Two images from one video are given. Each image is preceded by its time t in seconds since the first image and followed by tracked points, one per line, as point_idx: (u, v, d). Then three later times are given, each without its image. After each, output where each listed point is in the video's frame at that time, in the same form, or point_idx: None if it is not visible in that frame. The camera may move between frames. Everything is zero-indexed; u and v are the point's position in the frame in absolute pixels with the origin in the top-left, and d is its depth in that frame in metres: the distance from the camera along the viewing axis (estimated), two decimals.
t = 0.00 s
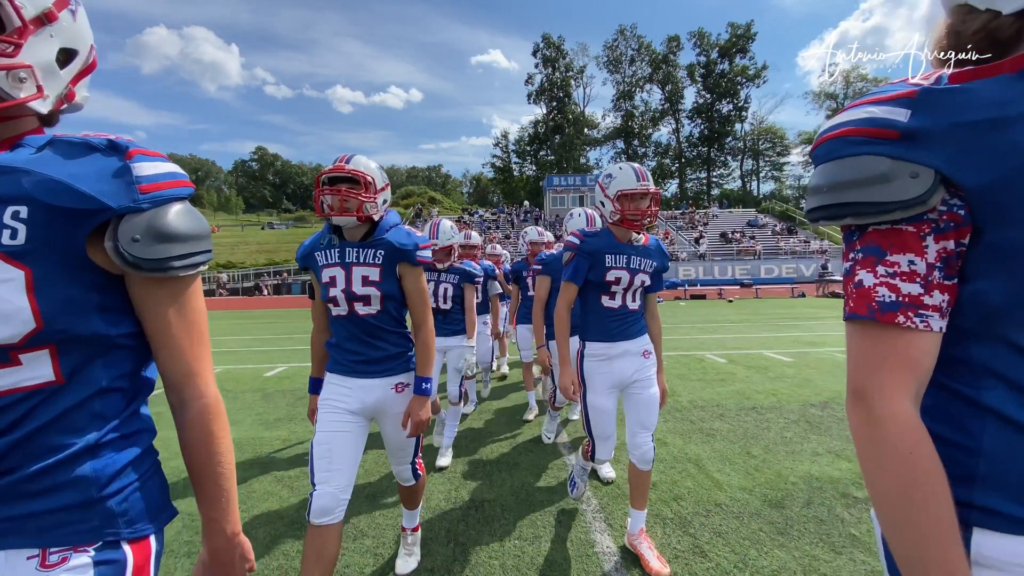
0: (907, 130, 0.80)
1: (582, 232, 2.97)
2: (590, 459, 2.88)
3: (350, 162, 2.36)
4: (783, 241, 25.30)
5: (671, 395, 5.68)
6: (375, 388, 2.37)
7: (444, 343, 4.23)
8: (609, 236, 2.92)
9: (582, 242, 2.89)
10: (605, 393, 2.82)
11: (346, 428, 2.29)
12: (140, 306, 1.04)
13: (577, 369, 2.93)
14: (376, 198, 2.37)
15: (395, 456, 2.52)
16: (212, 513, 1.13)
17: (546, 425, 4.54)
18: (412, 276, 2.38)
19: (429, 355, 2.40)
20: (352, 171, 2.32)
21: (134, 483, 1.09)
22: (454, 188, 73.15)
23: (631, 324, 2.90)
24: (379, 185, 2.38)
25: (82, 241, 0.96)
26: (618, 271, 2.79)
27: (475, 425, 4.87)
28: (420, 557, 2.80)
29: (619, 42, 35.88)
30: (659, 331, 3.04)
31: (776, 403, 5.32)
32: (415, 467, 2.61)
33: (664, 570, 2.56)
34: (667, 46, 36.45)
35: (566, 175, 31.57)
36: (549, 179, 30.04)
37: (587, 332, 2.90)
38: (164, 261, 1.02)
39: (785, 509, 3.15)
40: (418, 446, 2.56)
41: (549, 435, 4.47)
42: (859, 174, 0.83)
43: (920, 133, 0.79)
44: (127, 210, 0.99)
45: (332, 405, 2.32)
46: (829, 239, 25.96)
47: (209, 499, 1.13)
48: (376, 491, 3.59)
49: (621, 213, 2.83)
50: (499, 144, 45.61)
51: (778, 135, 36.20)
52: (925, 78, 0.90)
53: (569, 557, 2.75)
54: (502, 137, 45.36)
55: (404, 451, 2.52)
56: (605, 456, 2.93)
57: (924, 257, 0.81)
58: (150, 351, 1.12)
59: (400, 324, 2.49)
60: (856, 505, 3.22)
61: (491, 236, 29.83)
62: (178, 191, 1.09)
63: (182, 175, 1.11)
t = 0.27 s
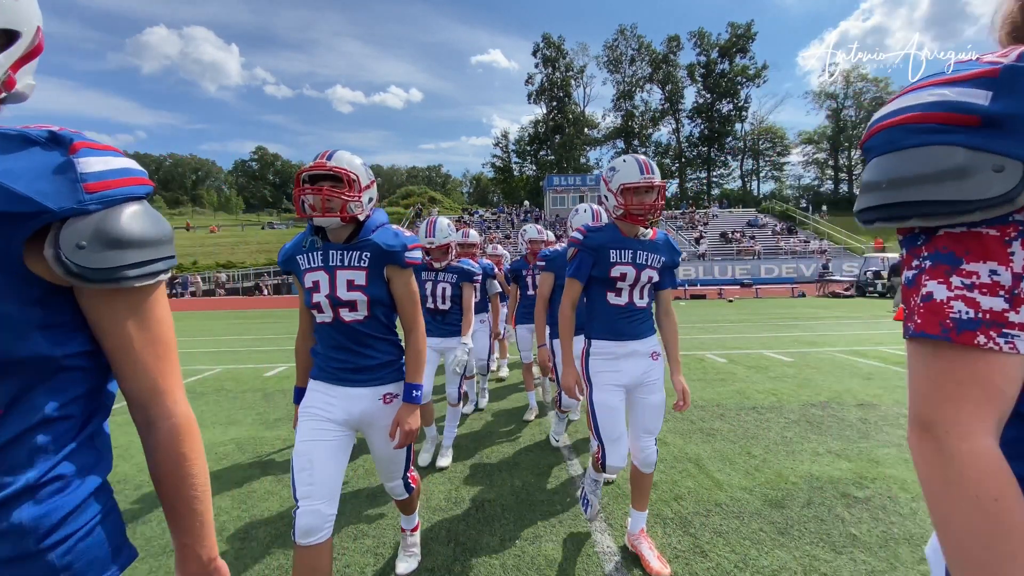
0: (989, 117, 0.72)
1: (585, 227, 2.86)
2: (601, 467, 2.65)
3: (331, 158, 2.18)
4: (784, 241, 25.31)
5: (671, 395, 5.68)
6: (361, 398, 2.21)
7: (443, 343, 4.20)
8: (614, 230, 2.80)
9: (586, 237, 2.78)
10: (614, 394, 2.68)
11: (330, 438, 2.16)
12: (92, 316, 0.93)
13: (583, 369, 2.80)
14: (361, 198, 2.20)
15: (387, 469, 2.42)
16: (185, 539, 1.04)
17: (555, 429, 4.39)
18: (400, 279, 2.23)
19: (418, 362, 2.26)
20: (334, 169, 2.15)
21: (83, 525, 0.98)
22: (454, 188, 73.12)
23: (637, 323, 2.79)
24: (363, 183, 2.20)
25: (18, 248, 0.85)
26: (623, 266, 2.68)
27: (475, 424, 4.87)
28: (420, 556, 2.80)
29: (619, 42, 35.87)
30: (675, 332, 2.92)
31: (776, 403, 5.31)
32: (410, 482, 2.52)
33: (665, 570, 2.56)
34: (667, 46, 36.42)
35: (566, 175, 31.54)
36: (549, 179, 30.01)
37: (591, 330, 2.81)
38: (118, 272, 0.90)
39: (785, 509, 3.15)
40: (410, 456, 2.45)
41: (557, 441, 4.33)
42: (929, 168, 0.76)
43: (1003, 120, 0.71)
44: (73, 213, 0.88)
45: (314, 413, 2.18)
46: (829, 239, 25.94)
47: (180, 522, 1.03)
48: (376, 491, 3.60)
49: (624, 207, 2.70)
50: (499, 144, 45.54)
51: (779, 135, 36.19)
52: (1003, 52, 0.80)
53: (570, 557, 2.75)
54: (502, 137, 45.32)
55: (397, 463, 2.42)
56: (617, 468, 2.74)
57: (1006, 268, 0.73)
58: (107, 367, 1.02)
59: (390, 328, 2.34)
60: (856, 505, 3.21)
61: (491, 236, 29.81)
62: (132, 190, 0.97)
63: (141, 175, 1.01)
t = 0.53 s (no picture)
0: None
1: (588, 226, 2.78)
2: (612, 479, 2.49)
3: (309, 152, 2.01)
4: (784, 241, 25.32)
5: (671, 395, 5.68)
6: (345, 404, 2.07)
7: (440, 344, 4.04)
8: (619, 228, 2.71)
9: (589, 234, 2.70)
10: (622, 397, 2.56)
11: (312, 447, 2.03)
12: (29, 333, 0.83)
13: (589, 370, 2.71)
14: (342, 193, 2.05)
15: (370, 488, 2.22)
16: None
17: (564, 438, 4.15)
18: (387, 275, 2.08)
19: (408, 363, 2.13)
20: (312, 164, 1.99)
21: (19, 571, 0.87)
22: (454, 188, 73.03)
23: (643, 324, 2.69)
24: (343, 176, 2.05)
25: None
26: (628, 264, 2.60)
27: (477, 424, 4.87)
28: (422, 555, 2.80)
29: (619, 41, 35.86)
30: (694, 331, 2.75)
31: (776, 403, 5.31)
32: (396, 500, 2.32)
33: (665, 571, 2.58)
34: (667, 46, 36.42)
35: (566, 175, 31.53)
36: (549, 179, 30.01)
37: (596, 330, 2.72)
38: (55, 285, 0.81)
39: (785, 509, 3.14)
40: (397, 470, 2.27)
41: (569, 451, 4.04)
42: (1009, 162, 0.81)
43: None
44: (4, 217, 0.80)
45: (295, 420, 2.05)
46: (829, 238, 25.95)
47: (140, 559, 0.94)
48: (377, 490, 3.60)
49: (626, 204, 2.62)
50: (499, 144, 45.52)
51: (779, 135, 36.17)
52: None
53: (570, 557, 2.76)
54: (502, 137, 45.32)
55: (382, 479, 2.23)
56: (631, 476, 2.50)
57: None
58: (47, 392, 0.91)
59: (379, 328, 2.19)
60: (857, 504, 3.22)
61: (491, 236, 29.82)
62: (78, 189, 0.89)
63: (88, 171, 0.93)
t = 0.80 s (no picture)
0: None
1: (592, 225, 2.67)
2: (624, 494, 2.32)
3: (285, 144, 1.88)
4: (784, 240, 25.33)
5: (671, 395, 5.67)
6: (329, 407, 1.93)
7: (437, 348, 3.88)
8: (625, 227, 2.60)
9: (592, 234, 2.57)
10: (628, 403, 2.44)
11: (293, 455, 1.92)
12: None
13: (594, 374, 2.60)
14: (325, 185, 1.93)
15: (349, 509, 1.98)
16: None
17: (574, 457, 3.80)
18: (376, 269, 1.96)
19: (399, 365, 2.00)
20: (290, 156, 1.86)
21: None
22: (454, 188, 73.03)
23: (650, 326, 2.55)
24: (325, 167, 1.92)
25: None
26: (634, 265, 2.48)
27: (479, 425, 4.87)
28: (424, 554, 2.81)
29: (619, 41, 35.83)
30: (715, 337, 2.61)
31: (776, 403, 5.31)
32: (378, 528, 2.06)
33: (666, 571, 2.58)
34: (667, 46, 36.40)
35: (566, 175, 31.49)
36: (549, 178, 29.98)
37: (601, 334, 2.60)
38: None
39: (786, 509, 3.14)
40: (381, 491, 2.04)
41: (579, 471, 3.68)
42: None
43: None
44: None
45: (277, 424, 1.94)
46: (829, 238, 25.94)
47: None
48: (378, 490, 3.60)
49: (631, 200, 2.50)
50: (498, 143, 45.47)
51: (779, 135, 36.17)
52: None
53: (571, 556, 2.76)
54: (501, 137, 45.27)
55: (363, 500, 2.00)
56: (643, 481, 2.41)
57: None
58: None
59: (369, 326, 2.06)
60: (857, 504, 3.22)
61: (491, 235, 29.80)
62: (10, 179, 0.85)
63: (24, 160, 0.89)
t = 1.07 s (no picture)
0: None
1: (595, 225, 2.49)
2: (632, 510, 2.22)
3: (263, 132, 1.77)
4: (784, 240, 25.32)
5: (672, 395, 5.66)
6: (310, 409, 1.79)
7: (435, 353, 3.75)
8: (629, 228, 2.42)
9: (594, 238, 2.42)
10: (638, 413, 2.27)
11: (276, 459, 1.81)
12: None
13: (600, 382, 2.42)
14: (309, 173, 1.84)
15: (324, 520, 1.77)
16: None
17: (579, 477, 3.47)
18: (366, 262, 1.83)
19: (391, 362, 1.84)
20: (270, 145, 1.76)
21: None
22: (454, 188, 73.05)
23: (658, 332, 2.38)
24: (307, 154, 1.82)
25: None
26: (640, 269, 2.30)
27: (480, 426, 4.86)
28: (425, 554, 2.81)
29: (619, 41, 35.82)
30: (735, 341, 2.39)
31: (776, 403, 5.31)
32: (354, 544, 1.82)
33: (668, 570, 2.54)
34: (667, 45, 36.40)
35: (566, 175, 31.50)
36: (549, 178, 29.99)
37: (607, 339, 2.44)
38: None
39: (787, 509, 3.14)
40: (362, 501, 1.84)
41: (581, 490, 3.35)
42: None
43: None
44: None
45: (257, 429, 1.83)
46: (829, 238, 25.95)
47: None
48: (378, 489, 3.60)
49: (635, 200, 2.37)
50: (498, 143, 45.47)
51: (779, 134, 36.16)
52: None
53: (572, 556, 2.76)
54: (502, 137, 45.29)
55: (341, 511, 1.78)
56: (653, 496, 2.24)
57: None
58: None
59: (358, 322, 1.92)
60: (857, 503, 3.22)
61: (491, 235, 29.81)
62: None
63: None
